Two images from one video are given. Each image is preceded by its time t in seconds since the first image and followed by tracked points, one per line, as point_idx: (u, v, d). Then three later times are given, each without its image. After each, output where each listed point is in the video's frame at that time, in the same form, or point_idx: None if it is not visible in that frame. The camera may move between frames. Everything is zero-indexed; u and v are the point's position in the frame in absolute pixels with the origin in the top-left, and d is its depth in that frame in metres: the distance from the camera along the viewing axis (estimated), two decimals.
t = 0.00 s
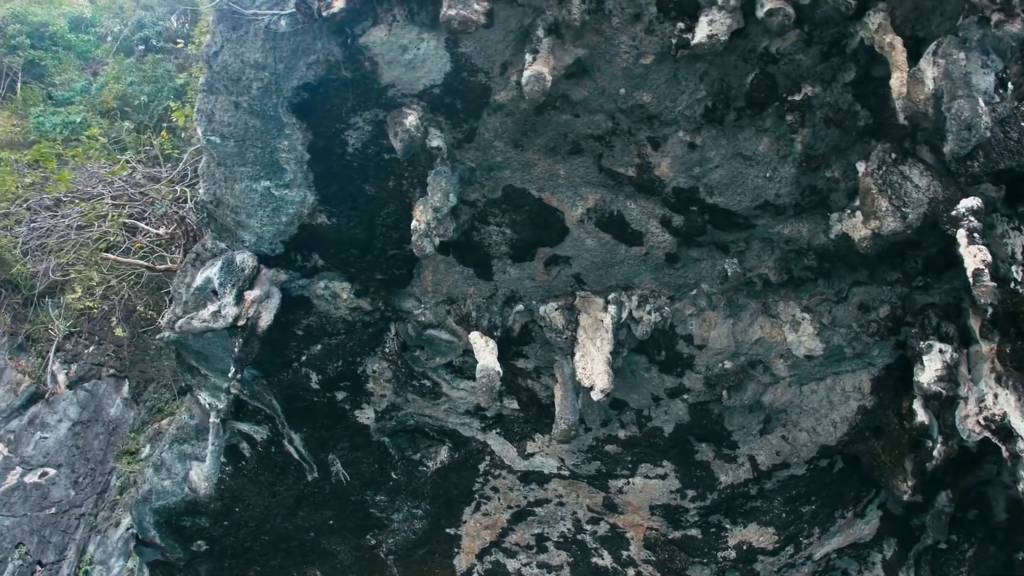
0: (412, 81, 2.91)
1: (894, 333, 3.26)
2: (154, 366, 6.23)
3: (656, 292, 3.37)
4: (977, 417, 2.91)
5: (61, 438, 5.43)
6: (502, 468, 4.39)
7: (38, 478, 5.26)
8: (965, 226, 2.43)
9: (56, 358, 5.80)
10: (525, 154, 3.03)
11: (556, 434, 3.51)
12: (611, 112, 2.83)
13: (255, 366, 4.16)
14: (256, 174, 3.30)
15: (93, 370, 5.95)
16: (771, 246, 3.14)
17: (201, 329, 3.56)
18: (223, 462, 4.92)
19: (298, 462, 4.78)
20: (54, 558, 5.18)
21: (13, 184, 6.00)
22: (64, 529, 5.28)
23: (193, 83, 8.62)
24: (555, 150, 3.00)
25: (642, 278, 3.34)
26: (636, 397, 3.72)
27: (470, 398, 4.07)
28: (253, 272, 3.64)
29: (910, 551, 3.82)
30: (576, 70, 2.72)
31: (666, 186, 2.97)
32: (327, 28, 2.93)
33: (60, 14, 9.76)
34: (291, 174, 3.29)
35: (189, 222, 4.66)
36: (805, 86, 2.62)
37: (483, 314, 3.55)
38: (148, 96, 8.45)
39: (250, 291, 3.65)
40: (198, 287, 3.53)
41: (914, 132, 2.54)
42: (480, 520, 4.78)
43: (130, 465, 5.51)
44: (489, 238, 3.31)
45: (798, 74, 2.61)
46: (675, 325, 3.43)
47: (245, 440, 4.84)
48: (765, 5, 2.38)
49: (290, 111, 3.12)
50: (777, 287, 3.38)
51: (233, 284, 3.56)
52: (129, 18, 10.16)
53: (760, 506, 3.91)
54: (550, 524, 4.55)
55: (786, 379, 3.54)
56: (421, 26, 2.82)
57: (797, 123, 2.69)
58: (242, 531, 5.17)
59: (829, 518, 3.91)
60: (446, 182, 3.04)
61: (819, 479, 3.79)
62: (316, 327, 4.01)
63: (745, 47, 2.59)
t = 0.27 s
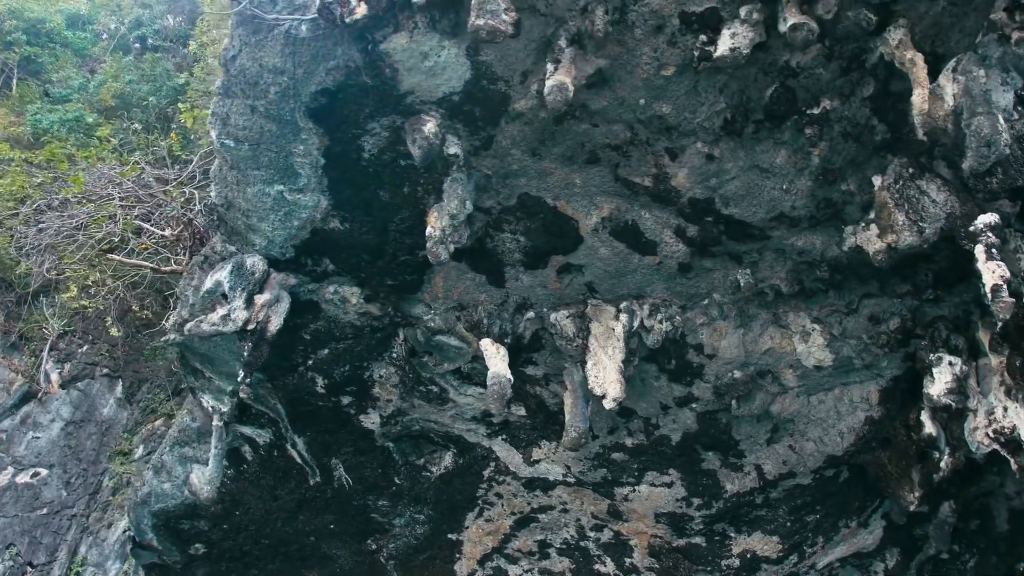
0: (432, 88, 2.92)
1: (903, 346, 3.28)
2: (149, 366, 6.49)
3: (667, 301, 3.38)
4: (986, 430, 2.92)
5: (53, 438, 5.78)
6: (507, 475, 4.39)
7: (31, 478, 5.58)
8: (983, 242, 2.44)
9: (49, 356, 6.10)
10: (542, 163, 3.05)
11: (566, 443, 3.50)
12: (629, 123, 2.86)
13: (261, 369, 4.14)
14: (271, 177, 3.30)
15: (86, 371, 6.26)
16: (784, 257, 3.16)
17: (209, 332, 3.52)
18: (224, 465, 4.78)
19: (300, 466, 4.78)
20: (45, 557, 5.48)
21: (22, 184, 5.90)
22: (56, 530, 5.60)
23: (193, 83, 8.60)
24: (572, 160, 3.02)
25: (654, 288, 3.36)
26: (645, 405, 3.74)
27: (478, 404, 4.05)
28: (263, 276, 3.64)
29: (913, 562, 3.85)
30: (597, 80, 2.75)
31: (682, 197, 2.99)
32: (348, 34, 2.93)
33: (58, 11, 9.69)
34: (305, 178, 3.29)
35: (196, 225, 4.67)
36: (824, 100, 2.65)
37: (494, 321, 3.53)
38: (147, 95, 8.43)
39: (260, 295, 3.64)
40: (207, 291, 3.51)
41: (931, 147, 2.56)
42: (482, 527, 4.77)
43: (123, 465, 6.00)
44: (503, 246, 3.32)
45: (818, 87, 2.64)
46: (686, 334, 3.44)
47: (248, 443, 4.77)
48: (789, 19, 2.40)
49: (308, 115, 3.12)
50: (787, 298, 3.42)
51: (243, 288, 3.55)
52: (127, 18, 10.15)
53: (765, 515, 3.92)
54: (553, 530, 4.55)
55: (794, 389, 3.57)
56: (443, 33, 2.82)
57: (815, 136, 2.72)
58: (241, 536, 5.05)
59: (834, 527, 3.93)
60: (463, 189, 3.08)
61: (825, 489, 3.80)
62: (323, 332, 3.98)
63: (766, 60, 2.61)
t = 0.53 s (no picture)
0: (451, 99, 2.94)
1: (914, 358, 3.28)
2: (142, 369, 6.51)
3: (678, 313, 3.40)
4: (994, 444, 2.95)
5: (45, 441, 5.72)
6: (512, 484, 4.38)
7: (22, 482, 5.52)
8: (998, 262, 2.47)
9: (41, 359, 5.98)
10: (558, 174, 3.09)
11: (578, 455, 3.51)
12: (646, 136, 2.89)
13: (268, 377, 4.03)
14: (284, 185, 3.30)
15: (79, 373, 6.20)
16: (795, 271, 3.19)
17: (219, 339, 3.51)
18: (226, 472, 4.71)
19: (303, 473, 4.69)
20: (36, 561, 5.44)
21: (29, 187, 5.71)
22: (47, 534, 5.55)
23: (192, 86, 8.56)
24: (587, 172, 3.06)
25: (665, 300, 3.38)
26: (653, 417, 3.75)
27: (485, 414, 4.07)
28: (273, 284, 3.62)
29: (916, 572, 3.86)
30: (616, 94, 2.78)
31: (697, 211, 3.02)
32: (367, 45, 2.96)
33: (52, 10, 9.58)
34: (319, 187, 3.29)
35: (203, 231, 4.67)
36: (840, 117, 2.67)
37: (505, 331, 3.53)
38: (143, 96, 8.32)
39: (270, 303, 3.63)
40: (217, 298, 3.50)
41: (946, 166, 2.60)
42: (485, 536, 4.75)
43: (114, 470, 5.88)
44: (515, 257, 3.34)
45: (834, 105, 2.67)
46: (696, 346, 3.47)
47: (250, 450, 4.66)
48: (810, 38, 2.42)
49: (324, 124, 3.12)
50: (797, 311, 3.45)
51: (253, 296, 3.55)
52: (123, 18, 10.08)
53: (771, 526, 3.93)
54: (556, 540, 4.54)
55: (802, 402, 3.60)
56: (464, 46, 2.83)
57: (831, 152, 2.75)
58: (241, 542, 5.02)
59: (839, 539, 3.92)
60: (478, 200, 3.09)
61: (831, 501, 3.82)
62: (330, 340, 3.96)
63: (784, 77, 2.63)
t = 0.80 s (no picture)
0: (469, 113, 2.96)
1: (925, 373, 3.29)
2: (138, 376, 6.12)
3: (690, 327, 3.41)
4: (1005, 460, 2.93)
5: (40, 448, 5.34)
6: (519, 496, 4.37)
7: (16, 489, 5.16)
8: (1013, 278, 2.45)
9: (36, 364, 5.66)
10: (574, 189, 3.11)
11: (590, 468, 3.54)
12: (663, 152, 2.93)
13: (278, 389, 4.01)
14: (298, 197, 3.30)
15: (75, 380, 5.81)
16: (808, 287, 3.20)
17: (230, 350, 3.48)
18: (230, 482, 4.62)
19: (308, 484, 4.62)
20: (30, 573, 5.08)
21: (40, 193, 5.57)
22: (41, 543, 5.21)
23: (193, 93, 8.51)
24: (604, 187, 3.09)
25: (678, 314, 3.39)
26: (663, 429, 3.76)
27: (494, 426, 4.09)
28: (284, 294, 3.61)
29: None
30: (635, 110, 2.82)
31: (712, 227, 3.06)
32: (387, 59, 2.98)
33: (51, 13, 9.51)
34: (333, 199, 3.30)
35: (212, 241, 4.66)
36: (856, 135, 2.70)
37: (517, 344, 3.54)
38: (143, 102, 8.28)
39: (282, 314, 3.63)
40: (229, 309, 3.46)
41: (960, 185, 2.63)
42: (490, 548, 4.71)
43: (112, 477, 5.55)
44: (529, 270, 3.36)
45: (850, 124, 2.70)
46: (707, 360, 3.49)
47: (255, 459, 4.59)
48: (829, 58, 2.45)
49: (341, 136, 3.14)
50: (808, 325, 3.48)
51: (265, 307, 3.54)
52: (122, 23, 10.03)
53: (779, 540, 3.94)
54: (563, 552, 4.52)
55: (812, 416, 3.61)
56: (483, 60, 2.86)
57: (846, 170, 2.78)
58: (244, 552, 4.90)
59: (846, 553, 3.92)
60: (494, 214, 3.11)
61: (839, 514, 3.83)
62: (339, 351, 3.95)
63: (801, 95, 2.66)
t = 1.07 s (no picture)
0: (490, 129, 3.01)
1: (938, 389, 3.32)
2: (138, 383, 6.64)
3: (705, 341, 3.43)
4: (1021, 476, 2.93)
5: (40, 456, 5.83)
6: (530, 508, 4.34)
7: (16, 497, 5.63)
8: None
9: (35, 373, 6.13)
10: (592, 205, 3.14)
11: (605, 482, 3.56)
12: (683, 169, 2.96)
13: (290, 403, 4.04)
14: (315, 210, 3.33)
15: (74, 388, 6.33)
16: (823, 303, 3.23)
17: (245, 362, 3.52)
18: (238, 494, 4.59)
19: (318, 496, 4.56)
20: None
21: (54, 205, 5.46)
22: (41, 551, 5.66)
23: (195, 101, 8.50)
24: (622, 203, 3.11)
25: (694, 329, 3.41)
26: (677, 443, 3.77)
27: (506, 439, 4.08)
28: (299, 306, 3.56)
29: None
30: (656, 128, 2.86)
31: (730, 243, 3.07)
32: (410, 75, 2.98)
33: (52, 20, 9.49)
34: (351, 213, 3.32)
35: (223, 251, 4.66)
36: (874, 153, 2.75)
37: (533, 358, 3.56)
38: (145, 111, 8.26)
39: (297, 326, 3.58)
40: (245, 321, 3.50)
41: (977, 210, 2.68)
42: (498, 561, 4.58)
43: (112, 486, 6.04)
44: (546, 284, 3.38)
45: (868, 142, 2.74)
46: (722, 375, 3.49)
47: (264, 471, 4.55)
48: (851, 78, 2.49)
49: (360, 151, 3.17)
50: (822, 341, 3.47)
51: (280, 319, 3.51)
52: (122, 30, 10.02)
53: (790, 553, 3.95)
54: (573, 566, 4.44)
55: (825, 431, 3.62)
56: (505, 77, 2.92)
57: (864, 188, 2.81)
58: (251, 563, 4.88)
59: (857, 567, 3.94)
60: (513, 228, 3.12)
61: (851, 528, 3.83)
62: (351, 364, 3.94)
63: (822, 114, 2.71)
